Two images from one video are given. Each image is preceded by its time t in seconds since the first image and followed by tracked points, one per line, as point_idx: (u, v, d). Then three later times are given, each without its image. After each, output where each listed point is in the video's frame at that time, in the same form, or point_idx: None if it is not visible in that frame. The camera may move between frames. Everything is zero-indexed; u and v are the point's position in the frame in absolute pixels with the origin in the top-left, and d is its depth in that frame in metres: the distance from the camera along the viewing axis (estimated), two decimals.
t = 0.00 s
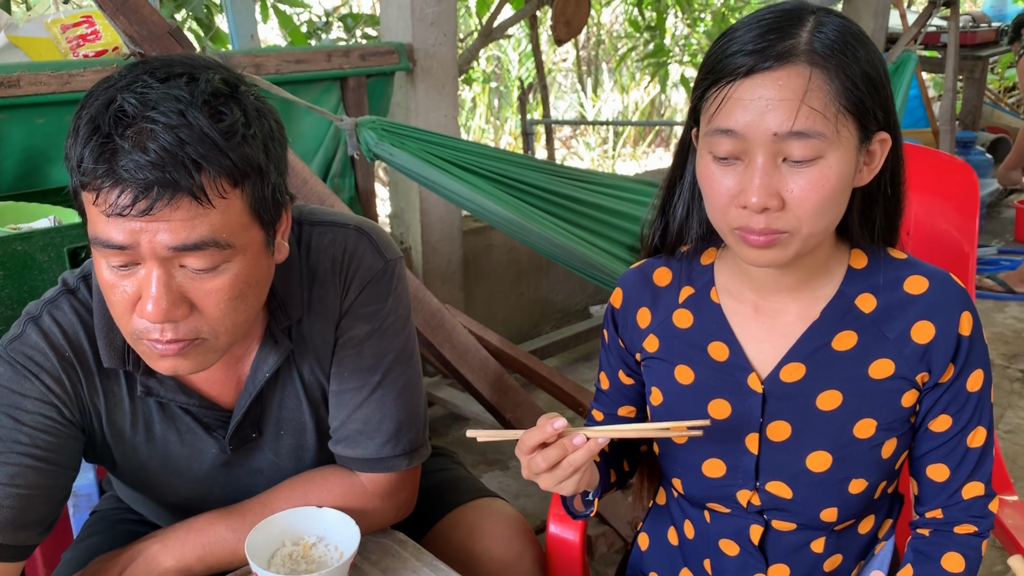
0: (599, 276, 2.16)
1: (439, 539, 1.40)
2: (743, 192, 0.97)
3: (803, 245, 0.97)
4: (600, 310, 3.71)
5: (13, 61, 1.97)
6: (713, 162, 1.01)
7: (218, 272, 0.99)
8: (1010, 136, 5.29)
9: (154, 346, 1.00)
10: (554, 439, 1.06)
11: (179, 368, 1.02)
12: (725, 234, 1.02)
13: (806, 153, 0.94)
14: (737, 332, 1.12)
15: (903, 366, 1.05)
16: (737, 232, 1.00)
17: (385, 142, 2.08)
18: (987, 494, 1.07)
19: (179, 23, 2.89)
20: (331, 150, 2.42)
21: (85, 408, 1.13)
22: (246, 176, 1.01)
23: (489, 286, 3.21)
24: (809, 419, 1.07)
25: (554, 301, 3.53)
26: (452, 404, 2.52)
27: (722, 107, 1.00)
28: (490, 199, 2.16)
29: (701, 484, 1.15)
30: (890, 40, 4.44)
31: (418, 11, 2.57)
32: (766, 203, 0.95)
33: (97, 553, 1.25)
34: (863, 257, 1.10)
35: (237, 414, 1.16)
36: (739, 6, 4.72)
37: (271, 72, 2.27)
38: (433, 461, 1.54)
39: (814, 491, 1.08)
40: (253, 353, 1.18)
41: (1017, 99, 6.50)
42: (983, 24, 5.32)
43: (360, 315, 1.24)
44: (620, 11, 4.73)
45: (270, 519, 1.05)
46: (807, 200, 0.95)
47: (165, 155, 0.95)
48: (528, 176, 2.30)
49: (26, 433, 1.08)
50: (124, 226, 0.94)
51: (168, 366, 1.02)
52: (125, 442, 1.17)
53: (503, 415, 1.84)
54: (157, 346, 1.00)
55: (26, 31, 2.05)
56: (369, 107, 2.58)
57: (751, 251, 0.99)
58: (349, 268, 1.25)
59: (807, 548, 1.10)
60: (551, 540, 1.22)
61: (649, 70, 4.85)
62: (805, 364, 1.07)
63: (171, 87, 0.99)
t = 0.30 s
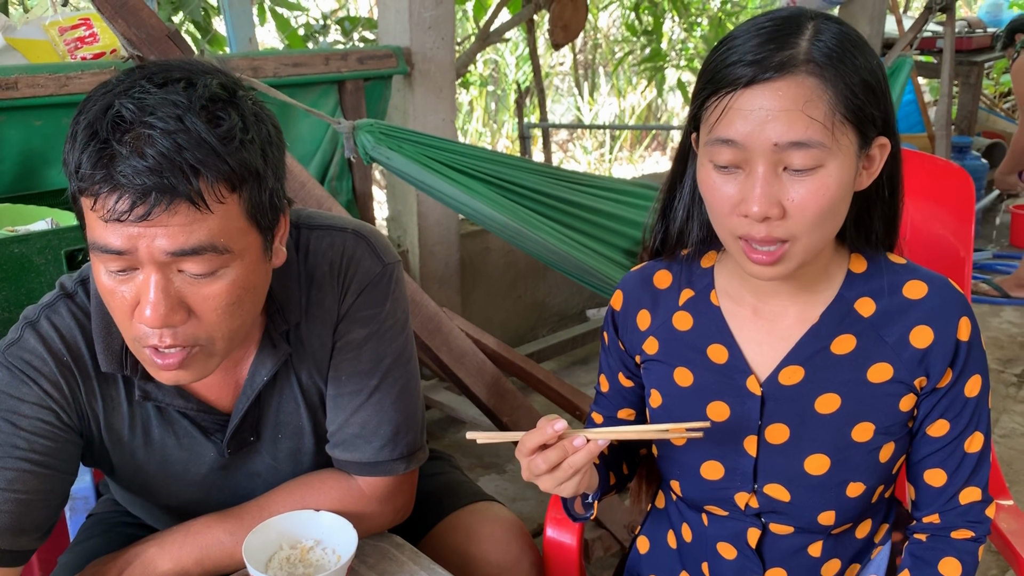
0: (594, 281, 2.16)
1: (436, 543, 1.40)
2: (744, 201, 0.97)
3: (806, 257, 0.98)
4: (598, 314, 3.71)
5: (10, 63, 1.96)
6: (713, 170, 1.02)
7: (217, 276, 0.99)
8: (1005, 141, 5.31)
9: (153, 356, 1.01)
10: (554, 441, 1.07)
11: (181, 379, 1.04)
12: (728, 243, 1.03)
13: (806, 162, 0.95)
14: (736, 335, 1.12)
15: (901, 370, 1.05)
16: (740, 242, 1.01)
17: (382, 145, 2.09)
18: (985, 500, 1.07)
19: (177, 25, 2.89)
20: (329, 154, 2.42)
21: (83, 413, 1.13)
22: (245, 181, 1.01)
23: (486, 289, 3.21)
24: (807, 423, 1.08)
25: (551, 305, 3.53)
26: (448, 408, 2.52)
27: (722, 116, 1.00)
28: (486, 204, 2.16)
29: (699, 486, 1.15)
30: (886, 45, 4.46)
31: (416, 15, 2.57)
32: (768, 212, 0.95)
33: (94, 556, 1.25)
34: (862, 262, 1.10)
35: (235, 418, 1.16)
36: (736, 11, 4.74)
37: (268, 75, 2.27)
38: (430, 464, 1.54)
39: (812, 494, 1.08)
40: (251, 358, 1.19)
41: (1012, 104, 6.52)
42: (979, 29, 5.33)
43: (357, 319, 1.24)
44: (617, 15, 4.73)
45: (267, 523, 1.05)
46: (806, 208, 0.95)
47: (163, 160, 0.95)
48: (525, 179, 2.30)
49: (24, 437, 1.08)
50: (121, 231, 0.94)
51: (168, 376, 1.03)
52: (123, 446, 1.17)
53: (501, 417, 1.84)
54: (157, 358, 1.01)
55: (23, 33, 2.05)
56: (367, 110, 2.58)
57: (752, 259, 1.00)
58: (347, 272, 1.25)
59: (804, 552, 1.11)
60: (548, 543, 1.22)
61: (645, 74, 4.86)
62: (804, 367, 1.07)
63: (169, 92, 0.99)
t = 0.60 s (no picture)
0: (596, 285, 2.17)
1: (437, 546, 1.40)
2: (750, 208, 0.98)
3: (809, 262, 0.99)
4: (597, 316, 3.72)
5: (13, 66, 1.97)
6: (718, 176, 1.02)
7: (221, 281, 0.99)
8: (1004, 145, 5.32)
9: (160, 355, 1.01)
10: (555, 437, 1.07)
11: (185, 378, 1.04)
12: (733, 251, 1.04)
13: (812, 170, 0.95)
14: (742, 338, 1.13)
15: (907, 375, 1.05)
16: (745, 248, 1.02)
17: (384, 148, 2.08)
18: (988, 505, 1.08)
19: (178, 27, 2.89)
20: (330, 156, 2.42)
21: (86, 415, 1.13)
22: (248, 186, 1.02)
23: (486, 291, 3.22)
24: (812, 426, 1.08)
25: (551, 307, 3.54)
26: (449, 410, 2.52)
27: (729, 123, 1.01)
28: (488, 207, 2.17)
29: (703, 488, 1.15)
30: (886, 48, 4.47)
31: (417, 18, 2.58)
32: (773, 220, 0.96)
33: (96, 558, 1.26)
34: (869, 266, 1.11)
35: (237, 420, 1.16)
36: (736, 14, 4.75)
37: (270, 77, 2.27)
38: (432, 467, 1.55)
39: (816, 497, 1.09)
40: (254, 361, 1.19)
41: (1011, 108, 6.54)
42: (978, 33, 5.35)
43: (359, 322, 1.24)
44: (616, 17, 4.75)
45: (269, 526, 1.06)
46: (812, 216, 0.96)
47: (167, 165, 0.95)
48: (526, 182, 2.30)
49: (26, 439, 1.08)
50: (126, 235, 0.95)
51: (173, 375, 1.03)
52: (125, 448, 1.17)
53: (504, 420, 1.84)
54: (163, 356, 1.01)
55: (26, 36, 2.06)
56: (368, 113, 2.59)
57: (757, 268, 1.01)
58: (349, 276, 1.26)
59: (807, 555, 1.11)
60: (549, 545, 1.23)
61: (645, 77, 4.87)
62: (810, 370, 1.08)
63: (172, 97, 0.99)
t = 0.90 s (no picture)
0: (605, 283, 2.17)
1: (446, 544, 1.40)
2: (757, 204, 0.98)
3: (814, 258, 0.99)
4: (602, 317, 3.72)
5: (21, 66, 1.98)
6: (730, 171, 1.03)
7: (233, 280, 1.00)
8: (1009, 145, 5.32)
9: (169, 352, 1.01)
10: (566, 429, 1.07)
11: (192, 374, 1.03)
12: (742, 245, 1.04)
13: (821, 170, 0.95)
14: (754, 335, 1.13)
15: (917, 376, 1.06)
16: (750, 240, 1.02)
17: (393, 148, 2.08)
18: (1011, 504, 1.07)
19: (184, 28, 2.90)
20: (336, 156, 2.43)
21: (98, 414, 1.14)
22: (261, 186, 1.02)
23: (492, 292, 3.22)
24: (822, 424, 1.08)
25: (556, 308, 3.54)
26: (454, 410, 2.52)
27: (743, 117, 1.01)
28: (496, 205, 2.17)
29: (713, 484, 1.15)
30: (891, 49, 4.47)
31: (423, 19, 2.58)
32: (778, 217, 0.96)
33: (106, 556, 1.26)
34: (882, 266, 1.11)
35: (248, 419, 1.16)
36: (741, 15, 4.75)
37: (277, 78, 2.28)
38: (440, 466, 1.55)
39: (825, 494, 1.09)
40: (265, 358, 1.19)
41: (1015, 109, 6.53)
42: (983, 33, 5.34)
43: (369, 321, 1.24)
44: (620, 18, 4.75)
45: (280, 523, 1.06)
46: (819, 215, 0.96)
47: (181, 165, 0.95)
48: (534, 181, 2.31)
49: (39, 438, 1.08)
50: (139, 235, 0.95)
51: (181, 373, 1.03)
52: (137, 447, 1.18)
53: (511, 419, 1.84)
54: (171, 353, 1.01)
55: (34, 36, 2.07)
56: (375, 114, 2.59)
57: (764, 262, 1.01)
58: (359, 274, 1.26)
59: (815, 552, 1.11)
60: (558, 544, 1.23)
61: (649, 78, 4.87)
62: (820, 368, 1.08)
63: (185, 97, 0.99)
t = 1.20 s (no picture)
0: (609, 289, 2.18)
1: (454, 550, 1.41)
2: (764, 216, 0.99)
3: (823, 268, 1.00)
4: (607, 322, 3.72)
5: (32, 74, 1.99)
6: (736, 184, 1.03)
7: (243, 289, 1.01)
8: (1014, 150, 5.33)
9: (183, 369, 1.02)
10: (564, 432, 1.08)
11: (208, 392, 1.05)
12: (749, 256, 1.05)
13: (827, 182, 0.96)
14: (761, 342, 1.14)
15: (922, 378, 1.06)
16: (759, 254, 1.02)
17: (399, 155, 2.08)
18: None
19: (190, 33, 2.91)
20: (342, 163, 2.44)
21: (108, 423, 1.15)
22: (270, 195, 1.03)
23: (497, 297, 3.23)
24: (828, 428, 1.09)
25: (561, 313, 3.55)
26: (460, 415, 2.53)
27: (746, 134, 1.02)
28: (501, 211, 2.18)
29: (721, 489, 1.16)
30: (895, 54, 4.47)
31: (429, 26, 2.59)
32: (786, 229, 0.97)
33: (116, 561, 1.27)
34: (887, 273, 1.12)
35: (257, 428, 1.17)
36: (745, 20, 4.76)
37: (284, 85, 2.29)
38: (447, 473, 1.56)
39: (831, 498, 1.09)
40: (274, 367, 1.20)
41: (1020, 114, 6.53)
42: (988, 38, 5.34)
43: (378, 329, 1.26)
44: (625, 23, 4.77)
45: (289, 531, 1.06)
46: (824, 227, 0.97)
47: (192, 174, 0.96)
48: (538, 188, 2.31)
49: (50, 447, 1.10)
50: (150, 243, 0.96)
51: (198, 389, 1.05)
52: (147, 455, 1.18)
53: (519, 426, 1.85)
54: (185, 371, 1.03)
55: (44, 44, 2.08)
56: (380, 121, 2.61)
57: (771, 275, 1.02)
58: (367, 283, 1.27)
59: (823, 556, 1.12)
60: (565, 551, 1.24)
61: (654, 83, 4.88)
62: (827, 374, 1.09)
63: (196, 107, 1.01)
